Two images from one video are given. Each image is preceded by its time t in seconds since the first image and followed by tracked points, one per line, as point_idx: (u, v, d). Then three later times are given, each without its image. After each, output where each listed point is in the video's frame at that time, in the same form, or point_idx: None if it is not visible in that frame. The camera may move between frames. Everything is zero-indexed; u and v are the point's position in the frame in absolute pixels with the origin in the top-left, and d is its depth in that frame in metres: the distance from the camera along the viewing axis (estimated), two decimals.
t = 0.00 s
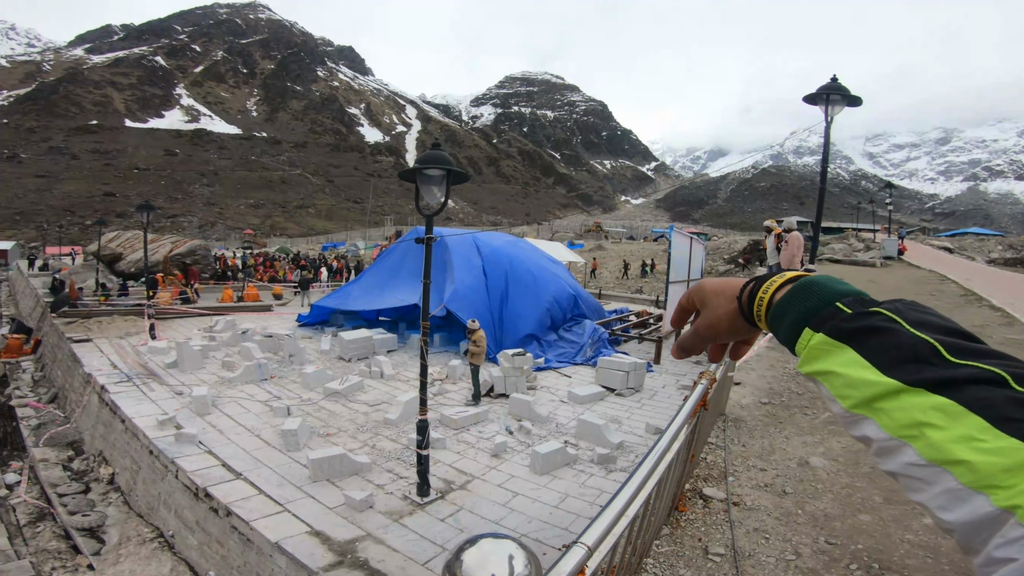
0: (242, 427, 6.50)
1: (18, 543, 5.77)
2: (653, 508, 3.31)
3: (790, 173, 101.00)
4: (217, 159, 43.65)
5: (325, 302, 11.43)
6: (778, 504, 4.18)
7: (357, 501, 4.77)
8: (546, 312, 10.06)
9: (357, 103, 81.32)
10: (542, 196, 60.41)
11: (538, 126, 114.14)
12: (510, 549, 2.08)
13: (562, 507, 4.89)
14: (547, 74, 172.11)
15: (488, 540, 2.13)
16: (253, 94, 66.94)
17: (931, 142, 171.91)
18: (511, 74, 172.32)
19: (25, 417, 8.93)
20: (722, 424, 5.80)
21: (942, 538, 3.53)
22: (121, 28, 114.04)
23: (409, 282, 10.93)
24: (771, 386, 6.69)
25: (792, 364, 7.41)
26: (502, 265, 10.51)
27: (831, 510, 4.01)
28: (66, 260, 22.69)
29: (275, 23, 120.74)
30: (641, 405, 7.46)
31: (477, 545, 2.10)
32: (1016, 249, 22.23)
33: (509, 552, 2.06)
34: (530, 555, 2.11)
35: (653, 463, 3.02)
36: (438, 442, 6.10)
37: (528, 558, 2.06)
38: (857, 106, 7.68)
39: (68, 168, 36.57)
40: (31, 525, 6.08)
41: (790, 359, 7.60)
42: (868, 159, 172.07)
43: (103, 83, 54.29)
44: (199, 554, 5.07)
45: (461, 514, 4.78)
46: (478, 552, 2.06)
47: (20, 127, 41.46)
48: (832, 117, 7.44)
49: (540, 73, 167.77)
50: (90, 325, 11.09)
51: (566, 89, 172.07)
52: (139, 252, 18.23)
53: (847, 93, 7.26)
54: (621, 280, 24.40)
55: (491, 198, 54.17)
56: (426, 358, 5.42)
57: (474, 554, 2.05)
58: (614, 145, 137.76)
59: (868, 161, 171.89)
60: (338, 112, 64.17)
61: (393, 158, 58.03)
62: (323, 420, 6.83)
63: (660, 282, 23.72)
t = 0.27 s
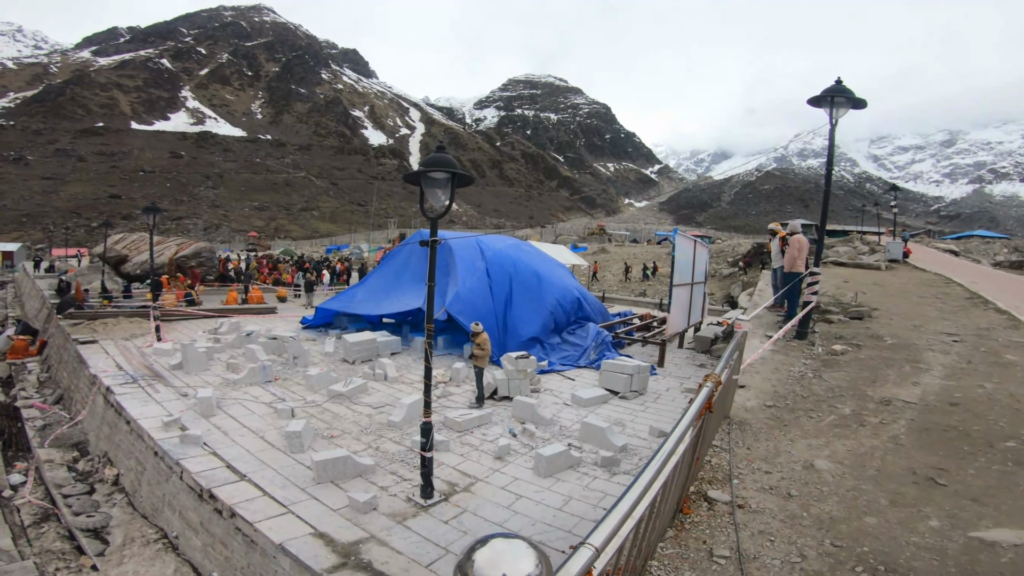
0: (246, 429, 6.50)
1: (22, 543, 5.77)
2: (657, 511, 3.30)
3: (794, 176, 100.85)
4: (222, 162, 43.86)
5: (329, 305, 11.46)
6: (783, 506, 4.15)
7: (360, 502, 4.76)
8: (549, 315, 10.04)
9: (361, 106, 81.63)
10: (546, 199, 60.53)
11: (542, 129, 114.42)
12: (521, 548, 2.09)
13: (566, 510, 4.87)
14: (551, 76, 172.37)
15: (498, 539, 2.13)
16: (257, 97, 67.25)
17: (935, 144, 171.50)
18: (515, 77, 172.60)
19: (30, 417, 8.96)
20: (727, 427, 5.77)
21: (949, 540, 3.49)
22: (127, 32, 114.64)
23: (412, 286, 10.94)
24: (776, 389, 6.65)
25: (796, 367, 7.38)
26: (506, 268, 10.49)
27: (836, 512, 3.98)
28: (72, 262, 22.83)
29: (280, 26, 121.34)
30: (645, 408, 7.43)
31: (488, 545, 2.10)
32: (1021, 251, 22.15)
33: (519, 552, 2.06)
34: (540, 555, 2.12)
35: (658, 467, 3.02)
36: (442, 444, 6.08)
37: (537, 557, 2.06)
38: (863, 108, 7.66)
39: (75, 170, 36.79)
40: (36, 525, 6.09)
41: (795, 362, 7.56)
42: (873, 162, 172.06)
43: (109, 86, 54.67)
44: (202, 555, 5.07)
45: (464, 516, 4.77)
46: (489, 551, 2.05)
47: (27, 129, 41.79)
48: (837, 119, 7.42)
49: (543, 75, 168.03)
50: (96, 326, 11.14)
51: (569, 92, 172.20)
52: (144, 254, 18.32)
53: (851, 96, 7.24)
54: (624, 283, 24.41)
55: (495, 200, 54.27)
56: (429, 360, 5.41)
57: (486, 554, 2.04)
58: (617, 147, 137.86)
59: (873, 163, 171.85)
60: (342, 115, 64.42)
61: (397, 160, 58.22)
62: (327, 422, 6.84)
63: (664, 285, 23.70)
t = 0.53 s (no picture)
0: (246, 430, 6.49)
1: (20, 544, 5.75)
2: (658, 513, 3.27)
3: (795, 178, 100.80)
4: (223, 163, 43.94)
5: (330, 306, 11.46)
6: (786, 508, 4.13)
7: (360, 504, 4.74)
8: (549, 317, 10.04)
9: (362, 108, 81.70)
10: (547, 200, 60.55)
11: (542, 130, 114.55)
12: (520, 555, 2.07)
13: (567, 511, 4.85)
14: (551, 78, 172.44)
15: (495, 546, 2.12)
16: (258, 98, 67.40)
17: (936, 146, 171.51)
18: (515, 78, 172.69)
19: (29, 418, 8.95)
20: (729, 428, 5.74)
21: (954, 542, 3.46)
22: (129, 32, 114.99)
23: (413, 288, 10.92)
24: (778, 390, 6.62)
25: (798, 368, 7.35)
26: (505, 271, 10.47)
27: (840, 514, 3.96)
28: (72, 263, 22.86)
29: (281, 28, 121.63)
30: (646, 409, 7.41)
31: (485, 551, 2.08)
32: None
33: (516, 557, 2.04)
34: (538, 560, 2.10)
35: (659, 466, 3.00)
36: (442, 446, 6.06)
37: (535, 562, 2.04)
38: (864, 108, 7.64)
39: (76, 171, 36.89)
40: (35, 526, 6.07)
41: (797, 363, 7.54)
42: (874, 163, 172.06)
43: (111, 87, 54.78)
44: (201, 557, 5.05)
45: (464, 518, 4.75)
46: (486, 556, 2.04)
47: (28, 131, 41.88)
48: (838, 119, 7.41)
49: (544, 77, 168.15)
50: (95, 327, 11.14)
51: (570, 93, 172.21)
52: (145, 255, 18.32)
53: (853, 95, 7.22)
54: (626, 284, 24.40)
55: (496, 202, 54.34)
56: (430, 361, 5.39)
57: (482, 560, 2.02)
58: (618, 149, 137.90)
59: (874, 164, 171.88)
60: (343, 117, 64.47)
61: (397, 162, 58.27)
62: (327, 424, 6.82)
63: (665, 286, 23.66)
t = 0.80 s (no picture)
0: (243, 430, 6.49)
1: (20, 545, 5.75)
2: (655, 510, 3.30)
3: (791, 174, 100.93)
4: (218, 163, 43.80)
5: (327, 306, 11.43)
6: (783, 505, 4.16)
7: (358, 504, 4.76)
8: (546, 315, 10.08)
9: (358, 107, 81.50)
10: (543, 198, 60.54)
11: (538, 128, 114.40)
12: (508, 554, 2.09)
13: (565, 509, 4.87)
14: (547, 75, 172.12)
15: (484, 544, 2.13)
16: (253, 98, 67.18)
17: (931, 141, 171.91)
18: (511, 76, 172.38)
19: (26, 420, 8.94)
20: (726, 425, 5.78)
21: (951, 538, 3.49)
22: (122, 32, 114.41)
23: (410, 286, 10.91)
24: (774, 386, 6.66)
25: (795, 363, 7.39)
26: (502, 269, 10.47)
27: (837, 510, 3.99)
28: (68, 264, 22.81)
29: (275, 27, 121.09)
30: (644, 406, 7.44)
31: (473, 549, 2.10)
32: (1019, 247, 22.23)
33: (504, 556, 2.06)
34: (528, 560, 2.11)
35: (654, 463, 3.02)
36: (441, 444, 6.07)
37: (525, 563, 2.05)
38: (858, 105, 7.67)
39: (70, 172, 36.73)
40: (34, 527, 6.07)
41: (794, 359, 7.58)
42: (869, 159, 172.12)
43: (105, 87, 54.53)
44: (200, 557, 5.07)
45: (463, 517, 4.77)
46: (473, 555, 2.05)
47: (22, 132, 41.66)
48: (833, 115, 7.44)
49: (540, 75, 167.90)
50: (92, 328, 11.13)
51: (566, 91, 172.02)
52: (141, 256, 18.27)
53: (847, 92, 7.25)
54: (622, 282, 24.46)
55: (493, 200, 54.29)
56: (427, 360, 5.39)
57: (470, 557, 2.04)
58: (614, 146, 137.80)
59: (869, 160, 171.95)
60: (338, 116, 64.32)
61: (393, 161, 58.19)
62: (325, 423, 6.83)
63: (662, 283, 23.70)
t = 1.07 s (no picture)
0: (240, 433, 6.48)
1: (18, 551, 5.72)
2: (653, 509, 3.31)
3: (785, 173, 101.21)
4: (213, 166, 43.68)
5: (323, 309, 11.40)
6: (781, 503, 4.19)
7: (357, 506, 4.76)
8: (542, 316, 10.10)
9: (352, 109, 81.40)
10: (539, 200, 60.56)
11: (533, 129, 114.36)
12: (501, 553, 2.10)
13: (564, 510, 4.88)
14: (542, 77, 172.23)
15: (477, 543, 2.14)
16: (247, 101, 67.03)
17: (924, 139, 172.13)
18: (505, 78, 172.44)
19: (22, 425, 8.90)
20: (722, 424, 5.81)
21: (948, 535, 3.52)
22: (115, 36, 113.93)
23: (406, 289, 10.92)
24: (770, 385, 6.70)
25: (790, 362, 7.43)
26: (499, 270, 10.48)
27: (835, 508, 4.02)
28: (61, 269, 22.69)
29: (269, 30, 120.90)
30: (641, 406, 7.45)
31: (466, 548, 2.11)
32: (1012, 244, 22.36)
33: (499, 556, 2.07)
34: (522, 559, 2.12)
35: (651, 463, 3.03)
36: (439, 447, 6.08)
37: (519, 562, 2.07)
38: (851, 104, 7.72)
39: (63, 176, 36.56)
40: (31, 533, 6.05)
41: (789, 357, 7.61)
42: (863, 158, 172.09)
43: (97, 91, 54.31)
44: (199, 561, 5.05)
45: (462, 518, 4.77)
46: (467, 554, 2.07)
47: (14, 136, 41.43)
48: (825, 115, 7.49)
49: (534, 76, 168.02)
50: (87, 333, 11.09)
51: (560, 92, 172.15)
52: (135, 261, 18.20)
53: (839, 91, 7.30)
54: (619, 282, 24.50)
55: (488, 202, 54.27)
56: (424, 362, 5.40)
57: (464, 558, 2.05)
58: (609, 147, 137.88)
59: (862, 159, 171.96)
60: (333, 118, 64.22)
61: (388, 163, 58.14)
62: (322, 426, 6.82)
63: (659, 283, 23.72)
